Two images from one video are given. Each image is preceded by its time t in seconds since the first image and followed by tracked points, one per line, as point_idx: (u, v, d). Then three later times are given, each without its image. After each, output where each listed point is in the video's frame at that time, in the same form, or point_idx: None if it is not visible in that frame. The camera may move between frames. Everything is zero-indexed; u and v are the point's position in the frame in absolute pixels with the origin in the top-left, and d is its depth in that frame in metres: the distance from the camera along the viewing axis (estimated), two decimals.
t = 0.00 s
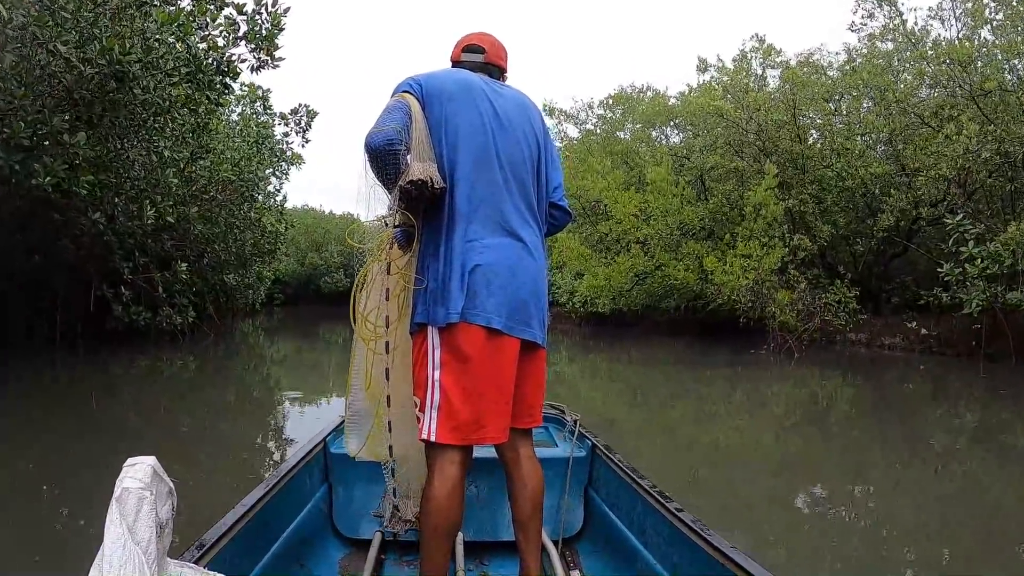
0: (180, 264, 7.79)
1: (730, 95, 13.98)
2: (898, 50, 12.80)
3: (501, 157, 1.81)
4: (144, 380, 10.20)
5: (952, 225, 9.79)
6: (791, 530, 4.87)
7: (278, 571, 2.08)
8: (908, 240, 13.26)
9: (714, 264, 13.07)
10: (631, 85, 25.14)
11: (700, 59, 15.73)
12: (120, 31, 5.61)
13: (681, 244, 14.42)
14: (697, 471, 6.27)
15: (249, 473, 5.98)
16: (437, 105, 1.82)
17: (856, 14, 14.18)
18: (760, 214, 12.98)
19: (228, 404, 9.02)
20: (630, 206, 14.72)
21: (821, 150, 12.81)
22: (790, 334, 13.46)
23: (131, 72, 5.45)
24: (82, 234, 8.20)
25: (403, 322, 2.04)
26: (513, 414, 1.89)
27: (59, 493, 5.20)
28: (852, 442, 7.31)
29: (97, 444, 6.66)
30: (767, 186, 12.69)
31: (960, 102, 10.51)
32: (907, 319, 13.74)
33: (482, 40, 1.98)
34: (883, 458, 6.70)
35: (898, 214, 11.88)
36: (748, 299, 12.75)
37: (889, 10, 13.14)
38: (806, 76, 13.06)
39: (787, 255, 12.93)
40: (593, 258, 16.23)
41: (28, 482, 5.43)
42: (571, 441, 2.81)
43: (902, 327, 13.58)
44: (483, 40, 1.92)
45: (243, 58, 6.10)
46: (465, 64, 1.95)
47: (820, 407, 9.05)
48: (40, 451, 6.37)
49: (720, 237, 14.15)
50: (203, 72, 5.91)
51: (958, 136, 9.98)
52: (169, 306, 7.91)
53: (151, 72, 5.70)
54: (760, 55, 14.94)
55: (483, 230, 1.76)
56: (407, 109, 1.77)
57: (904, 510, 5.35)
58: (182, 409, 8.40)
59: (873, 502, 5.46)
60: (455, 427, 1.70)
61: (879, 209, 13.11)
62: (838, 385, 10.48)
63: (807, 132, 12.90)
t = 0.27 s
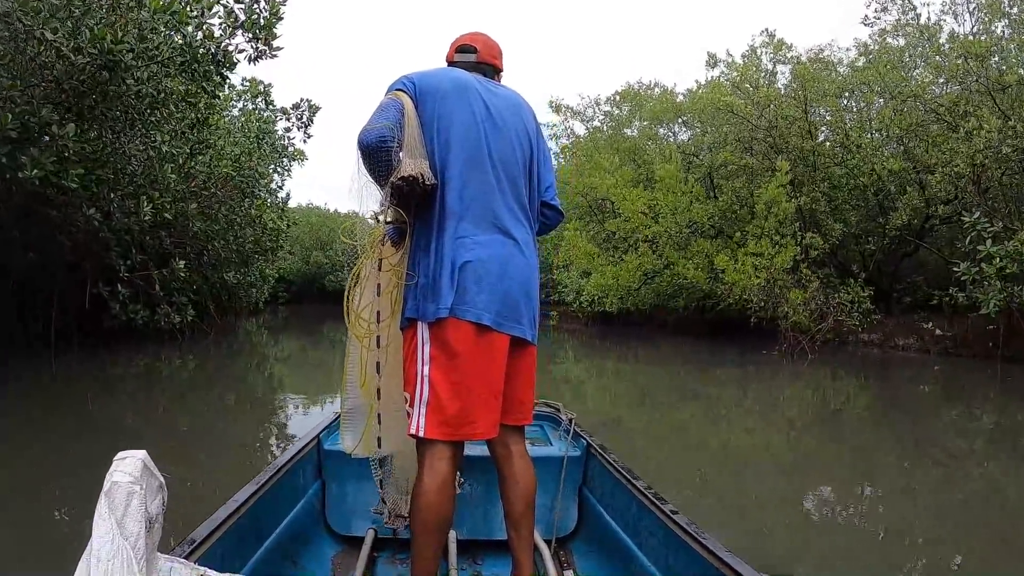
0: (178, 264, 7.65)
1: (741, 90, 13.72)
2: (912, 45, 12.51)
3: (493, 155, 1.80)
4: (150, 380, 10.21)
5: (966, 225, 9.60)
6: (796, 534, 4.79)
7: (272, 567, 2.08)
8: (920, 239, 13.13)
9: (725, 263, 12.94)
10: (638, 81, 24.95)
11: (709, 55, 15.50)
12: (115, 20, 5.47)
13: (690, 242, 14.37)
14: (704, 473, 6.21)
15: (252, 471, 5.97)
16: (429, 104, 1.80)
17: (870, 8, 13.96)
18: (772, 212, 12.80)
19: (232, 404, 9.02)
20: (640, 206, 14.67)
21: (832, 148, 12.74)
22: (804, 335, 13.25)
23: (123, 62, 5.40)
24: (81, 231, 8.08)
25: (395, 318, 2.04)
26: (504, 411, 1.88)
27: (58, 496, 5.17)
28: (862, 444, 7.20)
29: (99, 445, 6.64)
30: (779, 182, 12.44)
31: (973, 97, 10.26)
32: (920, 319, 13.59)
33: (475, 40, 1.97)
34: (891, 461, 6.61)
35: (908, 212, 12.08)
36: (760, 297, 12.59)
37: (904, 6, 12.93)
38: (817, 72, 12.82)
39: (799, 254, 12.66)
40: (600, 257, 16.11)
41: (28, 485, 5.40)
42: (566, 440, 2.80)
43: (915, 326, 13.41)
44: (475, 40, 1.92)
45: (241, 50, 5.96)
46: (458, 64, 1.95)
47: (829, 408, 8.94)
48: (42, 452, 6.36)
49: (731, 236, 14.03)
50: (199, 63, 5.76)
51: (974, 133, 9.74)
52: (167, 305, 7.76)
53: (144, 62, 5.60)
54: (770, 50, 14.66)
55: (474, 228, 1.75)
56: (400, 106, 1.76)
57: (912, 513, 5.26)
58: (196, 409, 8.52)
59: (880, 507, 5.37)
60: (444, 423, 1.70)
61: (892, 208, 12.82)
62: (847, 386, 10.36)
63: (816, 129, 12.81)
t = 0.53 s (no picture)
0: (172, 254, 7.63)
1: (753, 81, 13.60)
2: (920, 36, 12.10)
3: (475, 136, 1.81)
4: (154, 379, 10.19)
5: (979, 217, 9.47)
6: (796, 528, 4.73)
7: (260, 550, 2.09)
8: (930, 235, 12.88)
9: (734, 257, 12.68)
10: (645, 76, 24.77)
11: (716, 48, 15.27)
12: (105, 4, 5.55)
13: (699, 237, 14.06)
14: (707, 465, 6.17)
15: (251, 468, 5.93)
16: (411, 87, 1.82)
17: None
18: (782, 207, 12.55)
19: (230, 403, 8.98)
20: (648, 203, 14.52)
21: (840, 143, 12.40)
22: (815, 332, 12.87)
23: (113, 46, 5.38)
24: (74, 217, 8.03)
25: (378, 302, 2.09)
26: (490, 391, 1.90)
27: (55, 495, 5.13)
28: (871, 441, 7.11)
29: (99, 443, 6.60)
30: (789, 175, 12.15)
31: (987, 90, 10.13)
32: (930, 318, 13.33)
33: (457, 32, 1.99)
34: (898, 456, 6.55)
35: (917, 212, 11.88)
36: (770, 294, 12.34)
37: None
38: (826, 65, 12.56)
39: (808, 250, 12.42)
40: (606, 253, 16.00)
41: (24, 484, 5.37)
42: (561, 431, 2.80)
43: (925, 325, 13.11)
44: (455, 31, 1.94)
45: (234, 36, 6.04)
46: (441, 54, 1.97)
47: (837, 405, 8.84)
48: (43, 451, 6.34)
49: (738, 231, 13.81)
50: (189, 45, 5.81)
51: (988, 124, 9.54)
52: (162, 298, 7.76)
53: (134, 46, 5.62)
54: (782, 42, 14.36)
55: (455, 205, 1.76)
56: (381, 90, 1.78)
57: (916, 507, 5.19)
58: (200, 408, 8.49)
59: (885, 502, 5.30)
60: (429, 401, 1.71)
61: (903, 204, 12.53)
62: (855, 382, 10.25)
63: (822, 126, 12.54)
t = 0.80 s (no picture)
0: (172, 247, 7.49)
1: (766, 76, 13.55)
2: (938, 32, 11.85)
3: (475, 136, 1.79)
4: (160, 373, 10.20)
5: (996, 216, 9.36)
6: (798, 534, 4.64)
7: (267, 554, 2.09)
8: (943, 235, 12.61)
9: (746, 255, 12.56)
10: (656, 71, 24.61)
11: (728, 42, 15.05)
12: None
13: (708, 234, 13.87)
14: (717, 465, 6.13)
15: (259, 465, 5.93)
16: (410, 88, 1.80)
17: None
18: (795, 205, 12.37)
19: (238, 397, 9.02)
20: (658, 200, 14.36)
21: (853, 141, 12.19)
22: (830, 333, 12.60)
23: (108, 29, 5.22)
24: (75, 211, 7.89)
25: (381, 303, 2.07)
26: (494, 391, 1.87)
27: (57, 491, 5.12)
28: (883, 445, 7.00)
29: (102, 437, 6.58)
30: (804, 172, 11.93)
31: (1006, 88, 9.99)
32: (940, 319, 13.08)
33: (457, 32, 1.97)
34: (910, 459, 6.51)
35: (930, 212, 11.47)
36: (782, 292, 12.21)
37: None
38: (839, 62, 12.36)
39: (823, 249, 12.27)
40: (615, 250, 15.88)
41: (27, 481, 5.36)
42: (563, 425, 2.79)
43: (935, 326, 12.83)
44: (455, 31, 1.92)
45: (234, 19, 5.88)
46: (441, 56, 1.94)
47: (847, 407, 8.73)
48: (47, 447, 6.33)
49: (751, 229, 13.56)
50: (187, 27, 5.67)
51: (1009, 123, 9.39)
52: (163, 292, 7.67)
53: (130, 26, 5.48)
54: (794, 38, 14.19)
55: (455, 205, 1.74)
56: (380, 92, 1.77)
57: (927, 512, 5.11)
58: (206, 403, 8.48)
59: (895, 507, 5.21)
60: (432, 402, 1.70)
61: (916, 204, 12.17)
62: (865, 384, 10.12)
63: (834, 124, 12.36)
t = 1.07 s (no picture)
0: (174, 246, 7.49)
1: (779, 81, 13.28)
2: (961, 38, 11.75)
3: (485, 146, 1.79)
4: (167, 374, 10.20)
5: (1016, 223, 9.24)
6: (809, 548, 4.59)
7: (280, 565, 2.10)
8: (957, 244, 12.32)
9: (760, 261, 12.13)
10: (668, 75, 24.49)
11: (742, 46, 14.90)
12: None
13: (721, 239, 13.49)
14: (731, 476, 6.09)
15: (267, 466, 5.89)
16: (420, 98, 1.81)
17: None
18: (810, 211, 12.07)
19: (245, 396, 9.04)
20: (670, 205, 14.06)
21: (867, 147, 12.02)
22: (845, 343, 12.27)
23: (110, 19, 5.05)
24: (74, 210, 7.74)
25: (390, 314, 2.08)
26: (505, 401, 1.89)
27: (63, 492, 5.10)
28: (896, 456, 6.92)
29: (109, 439, 6.57)
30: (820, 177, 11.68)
31: None
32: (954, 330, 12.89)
33: (465, 37, 1.97)
34: (925, 471, 6.46)
35: (946, 219, 11.21)
36: (797, 301, 11.83)
37: None
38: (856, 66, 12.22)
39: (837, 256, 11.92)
40: (625, 254, 15.70)
41: (34, 481, 5.33)
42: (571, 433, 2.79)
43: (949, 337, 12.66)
44: (464, 36, 1.91)
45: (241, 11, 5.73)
46: (449, 61, 1.95)
47: (860, 417, 8.64)
48: (53, 446, 6.32)
49: (764, 235, 13.18)
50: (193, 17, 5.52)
51: None
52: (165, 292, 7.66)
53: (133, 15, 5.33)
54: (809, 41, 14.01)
55: (467, 218, 1.75)
56: (390, 103, 1.78)
57: (942, 526, 5.05)
58: (214, 404, 8.46)
59: (908, 520, 5.15)
60: (445, 415, 1.71)
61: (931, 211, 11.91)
62: (878, 393, 10.00)
63: (849, 130, 12.12)
